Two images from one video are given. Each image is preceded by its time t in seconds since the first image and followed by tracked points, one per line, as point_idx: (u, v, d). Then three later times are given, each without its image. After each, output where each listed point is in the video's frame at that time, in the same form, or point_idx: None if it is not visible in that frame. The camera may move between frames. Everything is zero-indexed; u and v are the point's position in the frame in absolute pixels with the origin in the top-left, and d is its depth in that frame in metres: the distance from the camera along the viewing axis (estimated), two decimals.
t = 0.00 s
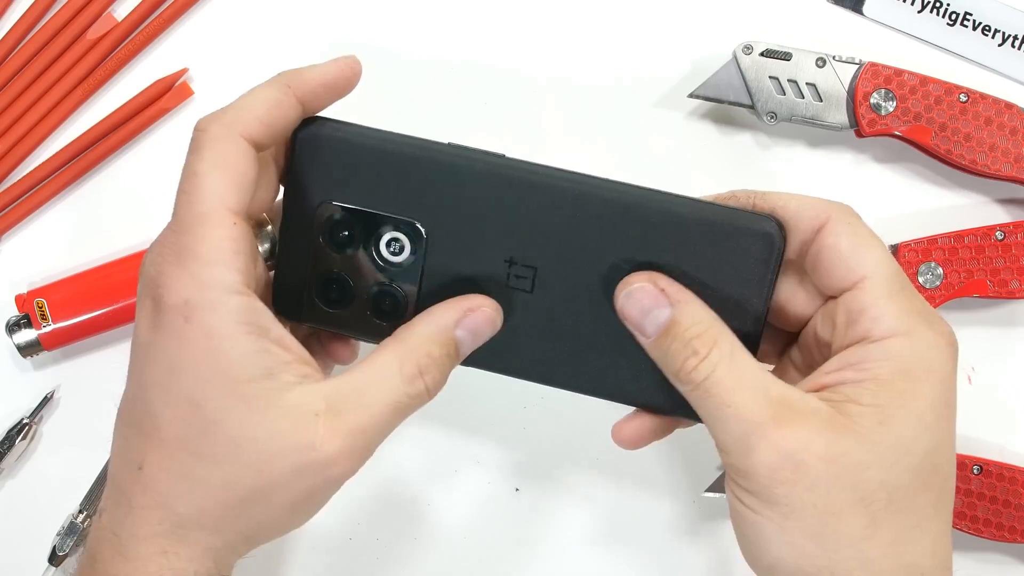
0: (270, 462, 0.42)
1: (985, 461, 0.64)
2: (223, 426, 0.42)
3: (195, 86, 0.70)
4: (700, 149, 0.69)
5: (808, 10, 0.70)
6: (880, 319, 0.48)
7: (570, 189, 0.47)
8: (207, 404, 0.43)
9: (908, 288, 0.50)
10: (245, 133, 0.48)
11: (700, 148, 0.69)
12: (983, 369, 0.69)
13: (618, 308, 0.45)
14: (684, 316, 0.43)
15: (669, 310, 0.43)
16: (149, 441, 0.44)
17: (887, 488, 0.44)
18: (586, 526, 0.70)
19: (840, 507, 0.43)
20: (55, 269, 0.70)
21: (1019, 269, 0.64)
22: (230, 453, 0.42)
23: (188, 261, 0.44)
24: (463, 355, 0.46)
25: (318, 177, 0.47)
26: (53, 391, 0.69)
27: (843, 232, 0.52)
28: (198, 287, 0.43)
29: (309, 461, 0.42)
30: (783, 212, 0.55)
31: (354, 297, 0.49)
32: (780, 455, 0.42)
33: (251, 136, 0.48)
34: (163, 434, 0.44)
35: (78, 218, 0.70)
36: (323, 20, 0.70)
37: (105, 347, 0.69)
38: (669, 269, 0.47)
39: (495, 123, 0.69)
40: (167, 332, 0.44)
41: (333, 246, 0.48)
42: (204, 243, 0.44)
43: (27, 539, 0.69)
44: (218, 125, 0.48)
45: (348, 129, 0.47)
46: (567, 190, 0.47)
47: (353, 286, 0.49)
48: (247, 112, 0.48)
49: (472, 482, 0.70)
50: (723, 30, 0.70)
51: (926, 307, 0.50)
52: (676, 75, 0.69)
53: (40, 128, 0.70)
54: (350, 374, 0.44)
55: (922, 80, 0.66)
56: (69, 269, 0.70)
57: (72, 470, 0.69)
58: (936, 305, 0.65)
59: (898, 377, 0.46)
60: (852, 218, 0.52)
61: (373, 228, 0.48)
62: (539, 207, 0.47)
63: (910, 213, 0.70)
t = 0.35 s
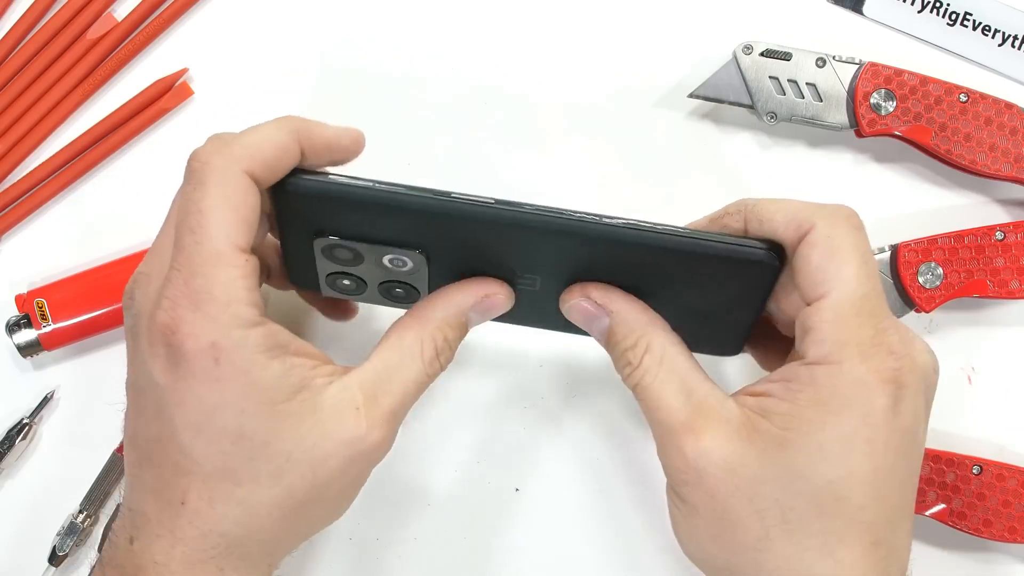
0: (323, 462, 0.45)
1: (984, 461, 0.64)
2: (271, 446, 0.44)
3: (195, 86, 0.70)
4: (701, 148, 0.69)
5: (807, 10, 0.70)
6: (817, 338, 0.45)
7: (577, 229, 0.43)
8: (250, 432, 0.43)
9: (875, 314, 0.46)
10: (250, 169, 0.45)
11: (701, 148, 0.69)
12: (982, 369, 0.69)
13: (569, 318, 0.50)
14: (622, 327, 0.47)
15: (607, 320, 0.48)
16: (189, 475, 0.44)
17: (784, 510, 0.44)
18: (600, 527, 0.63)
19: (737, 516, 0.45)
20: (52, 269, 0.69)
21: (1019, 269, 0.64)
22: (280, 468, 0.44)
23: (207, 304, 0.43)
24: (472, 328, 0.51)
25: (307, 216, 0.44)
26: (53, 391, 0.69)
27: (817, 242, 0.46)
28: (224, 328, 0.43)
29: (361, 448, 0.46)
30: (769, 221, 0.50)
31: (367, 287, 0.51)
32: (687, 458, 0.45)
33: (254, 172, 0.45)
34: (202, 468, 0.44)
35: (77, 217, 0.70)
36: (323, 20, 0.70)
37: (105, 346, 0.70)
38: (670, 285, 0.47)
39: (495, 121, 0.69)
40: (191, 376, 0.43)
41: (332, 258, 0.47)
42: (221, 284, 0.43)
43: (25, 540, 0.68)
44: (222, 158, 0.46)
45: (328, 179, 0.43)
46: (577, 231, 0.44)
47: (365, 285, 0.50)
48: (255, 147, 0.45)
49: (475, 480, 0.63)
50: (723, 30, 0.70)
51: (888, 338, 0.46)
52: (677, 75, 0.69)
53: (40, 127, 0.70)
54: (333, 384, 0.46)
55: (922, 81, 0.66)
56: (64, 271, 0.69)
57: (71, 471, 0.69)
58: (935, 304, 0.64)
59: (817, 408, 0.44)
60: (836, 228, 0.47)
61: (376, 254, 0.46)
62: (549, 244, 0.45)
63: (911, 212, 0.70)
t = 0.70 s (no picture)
0: (308, 444, 0.49)
1: (984, 461, 0.64)
2: (254, 438, 0.47)
3: (195, 86, 0.70)
4: (701, 148, 0.69)
5: (808, 10, 0.70)
6: (792, 340, 0.47)
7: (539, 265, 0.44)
8: (231, 427, 0.46)
9: (856, 321, 0.47)
10: (202, 181, 0.47)
11: (701, 148, 0.69)
12: (982, 369, 0.69)
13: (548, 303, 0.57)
14: (602, 314, 0.55)
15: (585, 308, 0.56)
16: (179, 474, 0.47)
17: (744, 502, 0.49)
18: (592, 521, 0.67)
19: (702, 500, 0.51)
20: (53, 269, 0.70)
21: (1019, 269, 0.64)
22: (268, 456, 0.48)
23: (166, 313, 0.45)
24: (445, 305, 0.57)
25: (283, 243, 0.46)
26: (53, 391, 0.69)
27: (801, 245, 0.47)
28: (185, 335, 0.45)
29: (342, 428, 0.50)
30: (749, 241, 0.51)
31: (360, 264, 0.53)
32: (661, 439, 0.52)
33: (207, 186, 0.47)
34: (191, 467, 0.47)
35: (77, 217, 0.70)
36: (323, 19, 0.70)
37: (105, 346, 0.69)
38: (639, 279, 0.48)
39: (496, 122, 0.69)
40: (161, 383, 0.45)
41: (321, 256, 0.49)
42: (178, 293, 0.45)
43: (25, 540, 0.68)
44: (176, 168, 0.48)
45: (289, 223, 0.43)
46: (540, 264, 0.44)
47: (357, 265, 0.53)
48: (213, 166, 0.48)
49: (473, 477, 0.67)
50: (723, 30, 0.70)
51: (864, 349, 0.47)
52: (677, 75, 0.69)
53: (40, 127, 0.70)
54: (306, 368, 0.50)
55: (922, 80, 0.66)
56: (65, 271, 0.69)
57: (71, 470, 0.69)
58: (935, 305, 0.64)
59: (785, 412, 0.47)
60: (824, 230, 0.48)
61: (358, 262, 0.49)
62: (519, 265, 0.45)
63: (911, 213, 0.70)
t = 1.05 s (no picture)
0: (306, 451, 0.51)
1: (985, 461, 0.64)
2: (253, 451, 0.49)
3: (195, 86, 0.70)
4: (701, 148, 0.68)
5: (808, 9, 0.70)
6: (783, 346, 0.47)
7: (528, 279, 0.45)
8: (229, 441, 0.48)
9: (848, 327, 0.46)
10: (187, 201, 0.47)
11: (701, 148, 0.69)
12: (982, 369, 0.69)
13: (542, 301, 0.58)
14: (597, 308, 0.55)
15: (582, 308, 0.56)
16: (182, 486, 0.49)
17: (734, 498, 0.50)
18: (592, 522, 0.67)
19: (693, 494, 0.52)
20: (53, 269, 0.70)
21: (1019, 269, 0.64)
22: (266, 467, 0.50)
23: (160, 334, 0.46)
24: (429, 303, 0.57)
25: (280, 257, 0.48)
26: (53, 391, 0.69)
27: (796, 253, 0.47)
28: (179, 354, 0.46)
29: (337, 434, 0.52)
30: (748, 253, 0.50)
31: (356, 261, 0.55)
32: (654, 433, 0.53)
33: (193, 206, 0.47)
34: (194, 479, 0.49)
35: (78, 217, 0.70)
36: (323, 18, 0.69)
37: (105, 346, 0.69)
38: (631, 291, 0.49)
39: (497, 122, 0.69)
40: (160, 400, 0.47)
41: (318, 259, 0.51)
42: (171, 313, 0.46)
43: (27, 540, 0.68)
44: (161, 189, 0.47)
45: (284, 241, 0.45)
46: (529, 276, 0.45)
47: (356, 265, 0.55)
48: (197, 186, 0.48)
49: (472, 479, 0.67)
50: (723, 30, 0.70)
51: (854, 356, 0.46)
52: (678, 75, 0.69)
53: (40, 127, 0.70)
54: (299, 377, 0.52)
55: (922, 80, 0.66)
56: (66, 269, 0.70)
57: (71, 470, 0.69)
58: (934, 305, 0.64)
59: (771, 414, 0.48)
60: (820, 236, 0.47)
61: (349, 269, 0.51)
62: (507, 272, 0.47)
63: (911, 212, 0.70)
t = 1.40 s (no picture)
0: (339, 454, 0.51)
1: (985, 461, 0.64)
2: (286, 454, 0.49)
3: (195, 86, 0.70)
4: (701, 148, 0.68)
5: (808, 9, 0.70)
6: (803, 331, 0.47)
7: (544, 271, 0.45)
8: (262, 444, 0.48)
9: (870, 318, 0.47)
10: (206, 211, 0.47)
11: (700, 148, 0.68)
12: (982, 369, 0.69)
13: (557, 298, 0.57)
14: (612, 302, 0.55)
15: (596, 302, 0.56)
16: (216, 492, 0.50)
17: (750, 486, 0.50)
18: (593, 522, 0.67)
19: (708, 482, 0.52)
20: (53, 270, 0.70)
21: (1019, 269, 0.64)
22: (299, 470, 0.50)
23: (191, 339, 0.46)
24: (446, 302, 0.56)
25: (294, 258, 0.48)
26: (53, 391, 0.69)
27: (824, 243, 0.47)
28: (211, 359, 0.46)
29: (369, 434, 0.52)
30: (775, 244, 0.50)
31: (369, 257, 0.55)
32: (670, 421, 0.53)
33: (212, 214, 0.47)
34: (228, 484, 0.49)
35: (78, 217, 0.70)
36: (323, 19, 0.69)
37: (105, 347, 0.69)
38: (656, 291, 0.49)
39: (497, 122, 0.69)
40: (194, 406, 0.47)
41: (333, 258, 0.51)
42: (201, 318, 0.46)
43: (27, 540, 0.68)
44: (180, 199, 0.47)
45: (302, 245, 0.44)
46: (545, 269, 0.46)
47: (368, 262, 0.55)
48: (215, 196, 0.48)
49: (472, 478, 0.67)
50: (723, 30, 0.70)
51: (874, 346, 0.47)
52: (678, 75, 0.69)
53: (40, 127, 0.70)
54: (326, 382, 0.52)
55: (922, 80, 0.66)
56: (66, 269, 0.70)
57: (71, 471, 0.69)
58: (934, 305, 0.64)
59: (789, 400, 0.48)
60: (847, 227, 0.47)
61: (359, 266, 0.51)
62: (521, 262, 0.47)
63: (911, 213, 0.70)
